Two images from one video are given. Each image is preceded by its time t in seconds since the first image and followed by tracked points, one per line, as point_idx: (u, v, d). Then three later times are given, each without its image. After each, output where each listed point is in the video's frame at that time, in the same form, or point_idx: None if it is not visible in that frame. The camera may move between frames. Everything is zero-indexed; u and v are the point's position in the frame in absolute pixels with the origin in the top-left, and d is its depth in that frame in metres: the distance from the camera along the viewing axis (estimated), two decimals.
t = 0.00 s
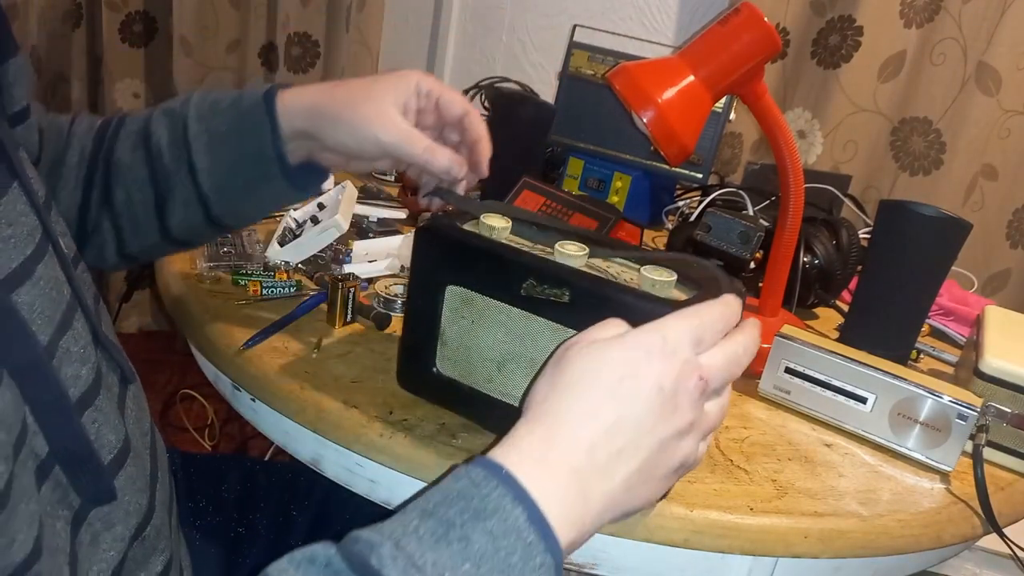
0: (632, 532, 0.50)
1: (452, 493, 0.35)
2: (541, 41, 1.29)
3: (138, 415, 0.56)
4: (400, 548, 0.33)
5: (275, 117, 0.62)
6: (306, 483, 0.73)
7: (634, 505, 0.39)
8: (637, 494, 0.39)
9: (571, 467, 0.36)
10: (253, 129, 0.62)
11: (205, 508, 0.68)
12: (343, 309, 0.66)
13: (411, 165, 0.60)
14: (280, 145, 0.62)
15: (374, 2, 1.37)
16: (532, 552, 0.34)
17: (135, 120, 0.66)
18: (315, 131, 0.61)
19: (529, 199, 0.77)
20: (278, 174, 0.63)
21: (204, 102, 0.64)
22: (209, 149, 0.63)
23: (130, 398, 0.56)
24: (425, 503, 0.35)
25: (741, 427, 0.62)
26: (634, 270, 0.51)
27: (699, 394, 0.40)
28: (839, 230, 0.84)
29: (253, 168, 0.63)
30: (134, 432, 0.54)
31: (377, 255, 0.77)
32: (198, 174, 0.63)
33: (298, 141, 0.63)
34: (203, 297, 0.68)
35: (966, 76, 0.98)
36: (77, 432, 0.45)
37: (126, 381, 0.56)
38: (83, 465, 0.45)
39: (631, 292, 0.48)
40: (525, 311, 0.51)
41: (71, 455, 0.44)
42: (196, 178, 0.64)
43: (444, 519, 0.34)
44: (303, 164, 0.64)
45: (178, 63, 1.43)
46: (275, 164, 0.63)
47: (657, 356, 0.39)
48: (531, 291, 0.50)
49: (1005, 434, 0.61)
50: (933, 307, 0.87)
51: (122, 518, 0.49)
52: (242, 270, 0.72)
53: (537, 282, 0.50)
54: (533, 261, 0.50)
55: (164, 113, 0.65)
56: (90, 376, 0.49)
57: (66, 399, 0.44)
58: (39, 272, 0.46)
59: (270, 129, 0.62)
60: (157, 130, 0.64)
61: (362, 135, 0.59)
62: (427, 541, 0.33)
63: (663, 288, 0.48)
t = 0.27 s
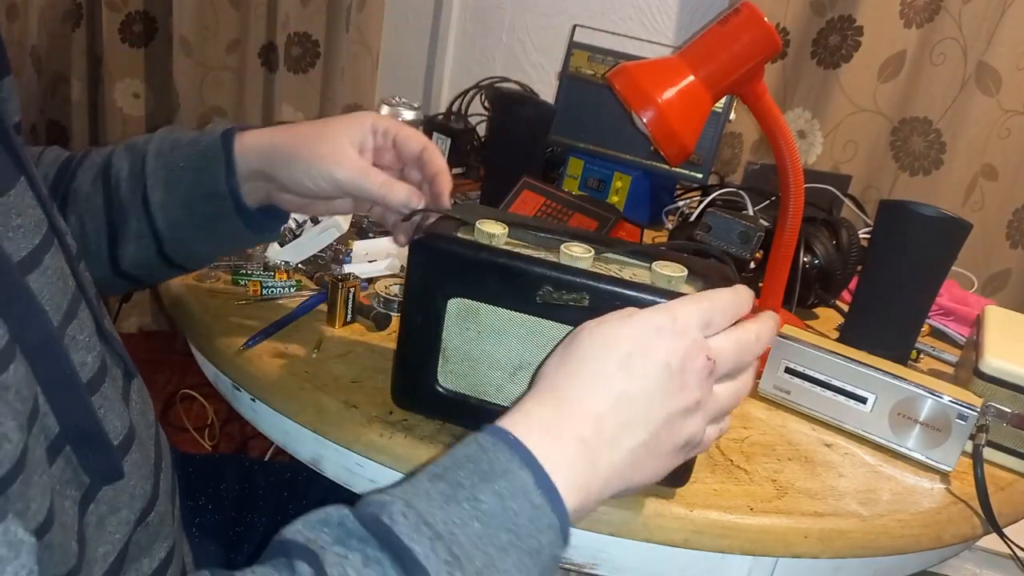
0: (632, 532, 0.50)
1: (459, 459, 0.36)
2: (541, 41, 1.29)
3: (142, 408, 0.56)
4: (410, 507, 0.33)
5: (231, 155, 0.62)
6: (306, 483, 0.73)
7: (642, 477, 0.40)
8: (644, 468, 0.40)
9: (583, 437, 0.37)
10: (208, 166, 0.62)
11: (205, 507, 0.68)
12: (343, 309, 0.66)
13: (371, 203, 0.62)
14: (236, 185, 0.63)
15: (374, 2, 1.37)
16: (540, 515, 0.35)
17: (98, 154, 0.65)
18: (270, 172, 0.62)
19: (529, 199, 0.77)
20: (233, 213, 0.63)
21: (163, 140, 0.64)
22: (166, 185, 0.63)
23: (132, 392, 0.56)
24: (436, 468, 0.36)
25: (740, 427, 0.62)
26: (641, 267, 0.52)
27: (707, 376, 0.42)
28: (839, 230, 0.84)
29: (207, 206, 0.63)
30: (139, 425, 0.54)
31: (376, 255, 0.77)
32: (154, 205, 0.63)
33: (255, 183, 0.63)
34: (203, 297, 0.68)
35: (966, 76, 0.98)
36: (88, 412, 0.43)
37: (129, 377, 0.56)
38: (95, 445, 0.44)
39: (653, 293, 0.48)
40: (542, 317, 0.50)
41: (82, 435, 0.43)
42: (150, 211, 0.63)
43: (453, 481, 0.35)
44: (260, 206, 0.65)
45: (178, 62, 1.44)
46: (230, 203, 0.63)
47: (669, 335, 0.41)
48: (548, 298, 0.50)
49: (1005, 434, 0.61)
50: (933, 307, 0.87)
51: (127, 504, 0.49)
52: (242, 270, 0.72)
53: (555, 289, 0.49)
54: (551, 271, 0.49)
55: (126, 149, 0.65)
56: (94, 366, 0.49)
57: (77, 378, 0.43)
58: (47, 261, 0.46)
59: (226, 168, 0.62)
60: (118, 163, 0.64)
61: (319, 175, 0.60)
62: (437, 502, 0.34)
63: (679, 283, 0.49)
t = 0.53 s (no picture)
0: (632, 531, 0.50)
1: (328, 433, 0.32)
2: (541, 41, 1.29)
3: (148, 406, 0.60)
4: (271, 491, 0.31)
5: (212, 166, 0.63)
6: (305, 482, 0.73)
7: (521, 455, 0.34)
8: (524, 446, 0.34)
9: (439, 407, 0.32)
10: (189, 176, 0.62)
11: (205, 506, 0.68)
12: (343, 309, 0.66)
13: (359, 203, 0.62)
14: (216, 197, 0.63)
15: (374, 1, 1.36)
16: (415, 487, 0.31)
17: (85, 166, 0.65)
18: (251, 184, 0.62)
19: (528, 200, 0.77)
20: (214, 225, 0.63)
21: (144, 155, 0.64)
22: (147, 197, 0.63)
23: (138, 391, 0.59)
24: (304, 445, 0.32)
25: (740, 427, 0.62)
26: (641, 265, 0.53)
27: (600, 346, 0.34)
28: (839, 230, 0.84)
29: (188, 217, 0.63)
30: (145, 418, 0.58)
31: (377, 255, 0.76)
32: (136, 216, 0.63)
33: (235, 195, 0.63)
34: (202, 297, 0.68)
35: (965, 76, 0.98)
36: (91, 401, 0.48)
37: (136, 373, 0.59)
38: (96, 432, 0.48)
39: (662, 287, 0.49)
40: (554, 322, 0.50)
41: (85, 422, 0.48)
42: (133, 222, 0.63)
43: (316, 461, 0.31)
44: (245, 219, 0.65)
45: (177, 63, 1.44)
46: (211, 214, 0.63)
47: (545, 297, 0.34)
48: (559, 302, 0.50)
49: (1005, 434, 0.61)
50: (933, 307, 0.87)
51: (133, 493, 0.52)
52: (242, 269, 0.72)
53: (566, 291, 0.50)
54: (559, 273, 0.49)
55: (113, 160, 0.65)
56: (101, 357, 0.53)
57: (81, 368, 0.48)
58: (53, 256, 0.50)
59: (205, 180, 0.62)
60: (103, 174, 0.64)
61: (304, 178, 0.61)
62: (298, 480, 0.31)
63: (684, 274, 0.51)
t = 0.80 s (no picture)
0: (632, 531, 0.50)
1: (202, 430, 0.38)
2: (541, 41, 1.29)
3: (147, 404, 0.60)
4: (149, 484, 0.36)
5: (191, 189, 0.63)
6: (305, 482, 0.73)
7: (400, 418, 0.39)
8: (399, 404, 0.39)
9: (309, 390, 0.37)
10: (168, 195, 0.63)
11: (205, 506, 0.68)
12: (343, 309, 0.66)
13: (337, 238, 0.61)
14: (196, 217, 0.63)
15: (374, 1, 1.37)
16: (289, 469, 0.37)
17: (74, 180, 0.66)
18: (236, 206, 0.62)
19: (528, 200, 0.77)
20: (192, 246, 0.64)
21: (126, 174, 0.65)
22: (127, 215, 0.64)
23: (138, 391, 0.60)
24: (178, 443, 0.37)
25: (741, 427, 0.62)
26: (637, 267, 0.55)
27: (448, 305, 0.39)
28: (839, 230, 0.84)
29: (167, 236, 0.64)
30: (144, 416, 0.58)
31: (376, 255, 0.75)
32: (116, 232, 0.64)
33: (215, 218, 0.64)
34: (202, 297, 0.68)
35: (965, 76, 0.98)
36: (87, 398, 0.48)
37: (136, 373, 0.60)
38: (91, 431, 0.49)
39: (673, 285, 0.51)
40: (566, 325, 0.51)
41: (79, 420, 0.48)
42: (113, 238, 0.64)
43: (194, 454, 0.37)
44: (224, 242, 0.65)
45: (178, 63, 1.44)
46: (188, 234, 0.64)
47: (390, 276, 0.39)
48: (570, 305, 0.50)
49: (1005, 433, 0.61)
50: (933, 307, 0.87)
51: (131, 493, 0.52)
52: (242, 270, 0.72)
53: (577, 295, 0.50)
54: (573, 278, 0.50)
55: (99, 177, 0.66)
56: (100, 356, 0.53)
57: (77, 368, 0.48)
58: (51, 255, 0.50)
59: (184, 199, 0.63)
60: (88, 188, 0.65)
61: (283, 212, 0.61)
62: (179, 476, 0.36)
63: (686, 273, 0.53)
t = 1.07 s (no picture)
0: (632, 531, 0.50)
1: (204, 459, 0.36)
2: (541, 41, 1.29)
3: (146, 399, 0.60)
4: (142, 515, 0.34)
5: (166, 196, 0.64)
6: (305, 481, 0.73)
7: (412, 451, 0.38)
8: (412, 434, 0.38)
9: (315, 426, 0.36)
10: (144, 202, 0.64)
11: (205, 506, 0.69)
12: (343, 309, 0.66)
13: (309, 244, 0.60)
14: (170, 226, 0.64)
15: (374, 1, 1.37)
16: (290, 507, 0.35)
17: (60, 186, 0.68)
18: (211, 212, 0.62)
19: (528, 200, 0.77)
20: (165, 254, 0.65)
21: (104, 180, 0.66)
22: (104, 220, 0.64)
23: (137, 387, 0.60)
24: (179, 473, 0.36)
25: (740, 427, 0.62)
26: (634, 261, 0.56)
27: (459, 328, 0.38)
28: (839, 230, 0.84)
29: (143, 241, 0.64)
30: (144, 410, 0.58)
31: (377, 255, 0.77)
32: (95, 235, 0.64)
33: (189, 226, 0.65)
34: (202, 297, 0.68)
35: (965, 76, 0.98)
36: (89, 389, 0.49)
37: (135, 369, 0.60)
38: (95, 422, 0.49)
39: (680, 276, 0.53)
40: (589, 327, 0.51)
41: (81, 412, 0.48)
42: (90, 243, 0.64)
43: (193, 485, 0.35)
44: (200, 249, 0.66)
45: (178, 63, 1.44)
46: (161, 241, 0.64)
47: (397, 303, 0.38)
48: (593, 308, 0.51)
49: (1005, 433, 0.61)
50: (933, 307, 0.87)
51: (129, 486, 0.53)
52: (243, 270, 0.72)
53: (597, 297, 0.51)
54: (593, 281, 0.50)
55: (81, 182, 0.67)
56: (99, 350, 0.54)
57: (78, 359, 0.48)
58: (50, 250, 0.51)
59: (160, 203, 0.64)
60: (69, 194, 0.66)
61: (256, 214, 0.60)
62: (173, 507, 0.35)
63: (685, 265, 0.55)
